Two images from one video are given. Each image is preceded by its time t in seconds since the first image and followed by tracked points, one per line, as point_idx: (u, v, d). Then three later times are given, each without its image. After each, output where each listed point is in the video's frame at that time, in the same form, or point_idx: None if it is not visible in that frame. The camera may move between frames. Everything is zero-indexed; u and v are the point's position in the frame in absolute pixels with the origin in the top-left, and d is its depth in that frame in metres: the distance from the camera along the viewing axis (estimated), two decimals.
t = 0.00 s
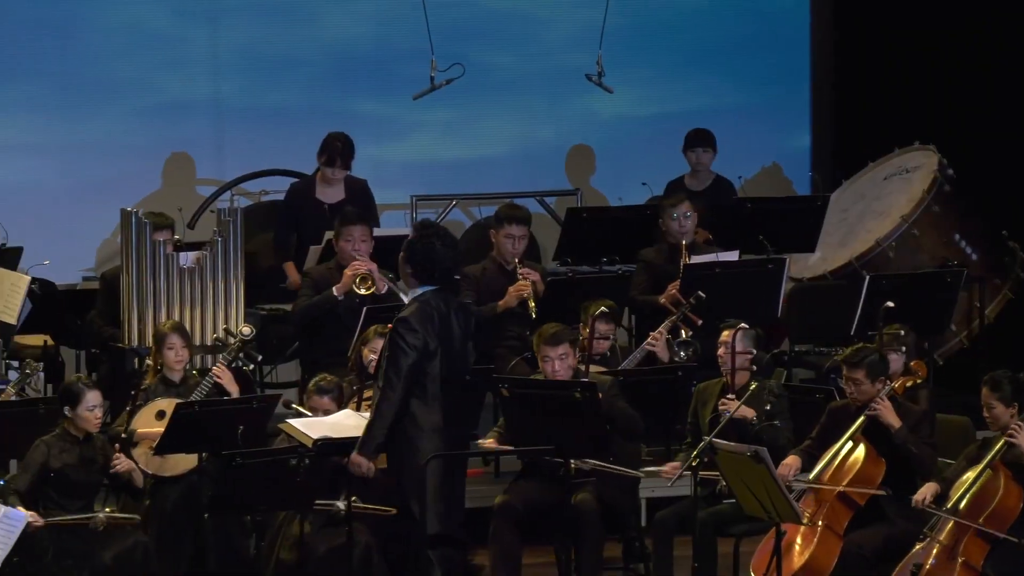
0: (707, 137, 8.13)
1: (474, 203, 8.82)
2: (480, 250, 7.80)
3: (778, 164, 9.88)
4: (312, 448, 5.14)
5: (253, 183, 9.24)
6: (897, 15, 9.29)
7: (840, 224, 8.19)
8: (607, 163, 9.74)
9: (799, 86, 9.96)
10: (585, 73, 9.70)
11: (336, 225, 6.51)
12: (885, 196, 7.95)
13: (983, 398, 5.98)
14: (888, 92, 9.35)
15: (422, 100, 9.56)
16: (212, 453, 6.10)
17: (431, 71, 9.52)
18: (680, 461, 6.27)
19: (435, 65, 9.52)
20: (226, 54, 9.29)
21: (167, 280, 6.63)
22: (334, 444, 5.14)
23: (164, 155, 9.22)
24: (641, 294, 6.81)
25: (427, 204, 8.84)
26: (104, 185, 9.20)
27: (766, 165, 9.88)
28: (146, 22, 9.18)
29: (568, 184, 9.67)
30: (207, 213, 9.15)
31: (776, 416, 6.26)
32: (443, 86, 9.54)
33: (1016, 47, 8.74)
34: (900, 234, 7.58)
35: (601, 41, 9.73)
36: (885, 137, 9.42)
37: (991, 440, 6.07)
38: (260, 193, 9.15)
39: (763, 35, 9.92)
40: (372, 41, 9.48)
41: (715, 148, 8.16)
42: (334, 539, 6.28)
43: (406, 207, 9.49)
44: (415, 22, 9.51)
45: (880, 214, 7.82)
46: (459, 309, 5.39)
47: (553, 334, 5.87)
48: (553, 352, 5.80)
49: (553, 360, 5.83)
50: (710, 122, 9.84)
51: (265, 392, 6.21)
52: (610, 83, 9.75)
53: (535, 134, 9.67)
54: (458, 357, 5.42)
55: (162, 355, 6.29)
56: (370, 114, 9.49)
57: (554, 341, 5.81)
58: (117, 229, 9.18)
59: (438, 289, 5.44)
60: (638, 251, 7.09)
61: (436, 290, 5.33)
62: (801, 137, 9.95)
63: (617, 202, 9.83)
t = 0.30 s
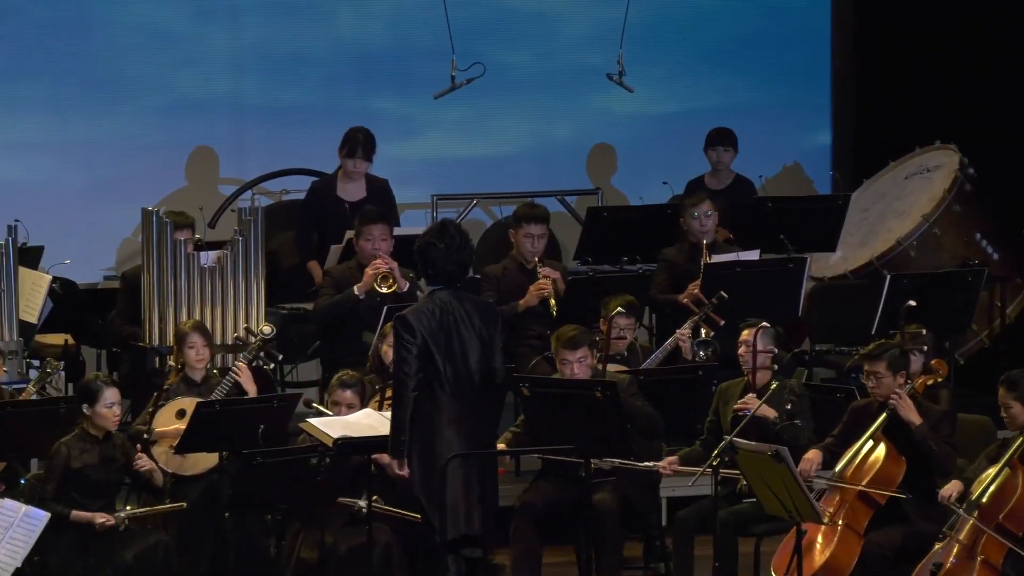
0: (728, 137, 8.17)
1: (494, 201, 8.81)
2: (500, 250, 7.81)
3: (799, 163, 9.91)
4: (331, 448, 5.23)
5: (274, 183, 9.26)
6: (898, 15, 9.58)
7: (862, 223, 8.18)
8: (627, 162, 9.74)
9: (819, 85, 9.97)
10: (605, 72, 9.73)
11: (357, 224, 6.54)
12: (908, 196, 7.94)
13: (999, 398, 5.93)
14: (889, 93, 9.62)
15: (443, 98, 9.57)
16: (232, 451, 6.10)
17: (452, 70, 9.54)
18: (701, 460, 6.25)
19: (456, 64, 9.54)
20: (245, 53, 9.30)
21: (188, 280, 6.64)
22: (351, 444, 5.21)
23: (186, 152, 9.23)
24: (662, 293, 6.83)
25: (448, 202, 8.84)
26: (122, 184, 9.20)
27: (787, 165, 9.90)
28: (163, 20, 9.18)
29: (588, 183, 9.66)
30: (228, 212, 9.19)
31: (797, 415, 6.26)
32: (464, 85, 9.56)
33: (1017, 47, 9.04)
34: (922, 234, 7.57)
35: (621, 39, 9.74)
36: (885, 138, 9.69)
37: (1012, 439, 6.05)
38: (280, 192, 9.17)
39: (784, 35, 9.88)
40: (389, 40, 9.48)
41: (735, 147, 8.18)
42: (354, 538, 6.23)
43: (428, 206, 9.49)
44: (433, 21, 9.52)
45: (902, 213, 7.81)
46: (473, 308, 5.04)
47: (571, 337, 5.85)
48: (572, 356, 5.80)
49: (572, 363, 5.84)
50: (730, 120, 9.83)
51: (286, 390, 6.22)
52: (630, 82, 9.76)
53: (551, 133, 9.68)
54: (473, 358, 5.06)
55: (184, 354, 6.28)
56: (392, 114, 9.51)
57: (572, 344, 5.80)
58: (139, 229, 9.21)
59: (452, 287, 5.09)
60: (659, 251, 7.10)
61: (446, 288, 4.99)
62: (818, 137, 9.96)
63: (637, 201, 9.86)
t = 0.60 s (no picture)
0: (744, 136, 8.14)
1: (510, 200, 8.81)
2: (515, 249, 7.81)
3: (814, 162, 9.89)
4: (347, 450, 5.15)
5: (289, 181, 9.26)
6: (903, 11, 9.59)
7: (877, 222, 8.17)
8: (643, 161, 9.75)
9: (832, 84, 9.97)
10: (620, 72, 9.74)
11: (373, 222, 6.55)
12: (923, 195, 7.94)
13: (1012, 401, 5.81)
14: (888, 88, 9.68)
15: (458, 97, 9.57)
16: (248, 450, 6.11)
17: (467, 68, 9.54)
18: (716, 459, 6.26)
19: (471, 63, 9.55)
20: (258, 51, 9.31)
21: (203, 279, 6.62)
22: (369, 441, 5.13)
23: (202, 150, 9.22)
24: (677, 293, 6.83)
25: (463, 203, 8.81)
26: (134, 182, 9.20)
27: (802, 163, 9.89)
28: (175, 17, 9.19)
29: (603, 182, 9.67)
30: (244, 210, 9.19)
31: (813, 414, 6.24)
32: (479, 84, 9.57)
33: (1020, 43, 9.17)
34: (937, 233, 7.56)
35: (636, 38, 9.75)
36: (889, 133, 9.72)
37: None
38: (295, 191, 9.19)
39: (796, 34, 9.91)
40: (399, 37, 9.49)
41: (751, 146, 8.18)
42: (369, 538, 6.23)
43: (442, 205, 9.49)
44: (445, 19, 9.53)
45: (917, 212, 7.81)
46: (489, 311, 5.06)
47: (584, 338, 5.88)
48: (585, 355, 5.83)
49: (585, 363, 5.86)
50: (744, 117, 9.85)
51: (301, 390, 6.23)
52: (645, 82, 9.76)
53: (562, 132, 9.67)
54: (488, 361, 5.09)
55: (201, 353, 6.28)
56: (407, 113, 9.53)
57: (585, 344, 5.83)
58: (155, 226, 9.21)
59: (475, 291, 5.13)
60: (674, 250, 7.10)
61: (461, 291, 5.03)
62: (830, 131, 9.96)
63: (653, 201, 9.85)
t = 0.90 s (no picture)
0: (758, 134, 8.11)
1: (525, 200, 8.82)
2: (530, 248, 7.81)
3: (828, 161, 9.97)
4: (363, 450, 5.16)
5: (304, 181, 9.30)
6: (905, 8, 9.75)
7: (892, 222, 8.18)
8: (659, 162, 9.81)
9: (846, 88, 10.04)
10: (636, 72, 9.77)
11: (389, 222, 6.62)
12: (937, 194, 7.95)
13: None
14: (896, 87, 9.82)
15: (472, 97, 9.60)
16: (262, 448, 6.12)
17: (483, 68, 9.58)
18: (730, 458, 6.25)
19: (486, 62, 9.58)
20: (270, 50, 9.33)
21: (219, 278, 6.63)
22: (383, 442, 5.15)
23: (214, 152, 9.25)
24: (691, 292, 6.83)
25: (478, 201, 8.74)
26: (145, 182, 9.20)
27: (817, 163, 9.96)
28: (187, 15, 9.22)
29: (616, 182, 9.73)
30: (258, 211, 9.21)
31: (827, 414, 6.24)
32: (495, 83, 9.60)
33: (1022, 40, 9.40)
34: (952, 232, 7.56)
35: (651, 37, 9.80)
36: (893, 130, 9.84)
37: None
38: (311, 190, 9.21)
39: (808, 34, 9.97)
40: (409, 36, 9.51)
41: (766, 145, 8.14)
42: (383, 537, 6.22)
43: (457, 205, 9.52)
44: (456, 18, 9.56)
45: (932, 211, 7.82)
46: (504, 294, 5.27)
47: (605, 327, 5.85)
48: (605, 343, 5.78)
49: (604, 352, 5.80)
50: (757, 116, 9.89)
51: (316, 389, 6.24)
52: (660, 81, 9.81)
53: (573, 131, 9.70)
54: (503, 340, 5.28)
55: (218, 353, 6.30)
56: (421, 113, 9.55)
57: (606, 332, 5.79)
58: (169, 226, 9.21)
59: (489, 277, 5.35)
60: (689, 249, 7.11)
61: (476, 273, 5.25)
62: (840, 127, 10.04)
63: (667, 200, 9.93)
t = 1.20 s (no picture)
0: (775, 134, 8.16)
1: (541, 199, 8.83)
2: (546, 247, 7.80)
3: (845, 160, 10.08)
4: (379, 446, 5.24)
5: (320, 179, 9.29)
6: None
7: (909, 221, 8.18)
8: (676, 161, 9.85)
9: (858, 87, 10.15)
10: (652, 70, 9.80)
11: (401, 220, 6.53)
12: (954, 193, 7.95)
13: None
14: (912, 75, 9.75)
15: (488, 96, 9.59)
16: (279, 447, 6.13)
17: (499, 67, 9.58)
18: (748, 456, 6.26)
19: (503, 61, 9.59)
20: (282, 47, 9.33)
21: (235, 277, 6.63)
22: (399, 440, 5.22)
23: (229, 153, 9.27)
24: (708, 292, 6.83)
25: (495, 199, 8.69)
26: (158, 180, 9.21)
27: (834, 161, 10.07)
28: (197, 12, 9.21)
29: (634, 180, 9.76)
30: (275, 209, 9.24)
31: (843, 412, 6.26)
32: (511, 81, 9.61)
33: None
34: (968, 231, 7.56)
35: (668, 36, 9.85)
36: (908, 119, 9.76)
37: None
38: (327, 188, 9.19)
39: (821, 34, 10.08)
40: (419, 32, 9.50)
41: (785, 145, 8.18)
42: (400, 536, 6.23)
43: (474, 203, 9.56)
44: (469, 15, 9.56)
45: (948, 210, 7.83)
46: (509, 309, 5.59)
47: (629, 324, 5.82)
48: (629, 339, 5.77)
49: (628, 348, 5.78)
50: (773, 114, 9.99)
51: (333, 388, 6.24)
52: (676, 80, 9.86)
53: (584, 128, 9.72)
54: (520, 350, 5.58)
55: (234, 351, 6.29)
56: (435, 110, 9.55)
57: (630, 329, 5.79)
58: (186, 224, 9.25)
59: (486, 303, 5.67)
60: (706, 248, 7.10)
61: (477, 297, 5.56)
62: (849, 123, 10.13)
63: (684, 198, 9.96)
